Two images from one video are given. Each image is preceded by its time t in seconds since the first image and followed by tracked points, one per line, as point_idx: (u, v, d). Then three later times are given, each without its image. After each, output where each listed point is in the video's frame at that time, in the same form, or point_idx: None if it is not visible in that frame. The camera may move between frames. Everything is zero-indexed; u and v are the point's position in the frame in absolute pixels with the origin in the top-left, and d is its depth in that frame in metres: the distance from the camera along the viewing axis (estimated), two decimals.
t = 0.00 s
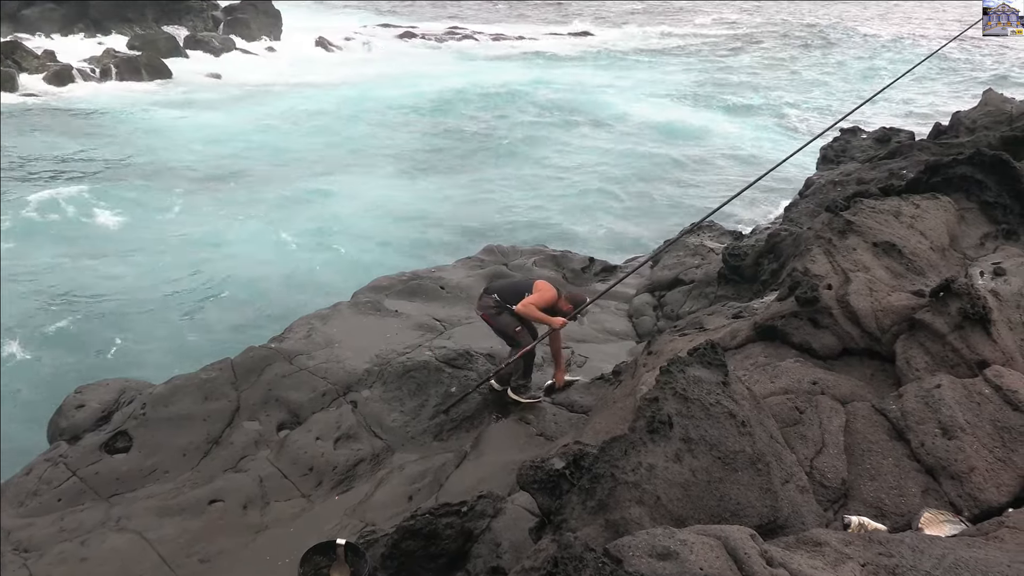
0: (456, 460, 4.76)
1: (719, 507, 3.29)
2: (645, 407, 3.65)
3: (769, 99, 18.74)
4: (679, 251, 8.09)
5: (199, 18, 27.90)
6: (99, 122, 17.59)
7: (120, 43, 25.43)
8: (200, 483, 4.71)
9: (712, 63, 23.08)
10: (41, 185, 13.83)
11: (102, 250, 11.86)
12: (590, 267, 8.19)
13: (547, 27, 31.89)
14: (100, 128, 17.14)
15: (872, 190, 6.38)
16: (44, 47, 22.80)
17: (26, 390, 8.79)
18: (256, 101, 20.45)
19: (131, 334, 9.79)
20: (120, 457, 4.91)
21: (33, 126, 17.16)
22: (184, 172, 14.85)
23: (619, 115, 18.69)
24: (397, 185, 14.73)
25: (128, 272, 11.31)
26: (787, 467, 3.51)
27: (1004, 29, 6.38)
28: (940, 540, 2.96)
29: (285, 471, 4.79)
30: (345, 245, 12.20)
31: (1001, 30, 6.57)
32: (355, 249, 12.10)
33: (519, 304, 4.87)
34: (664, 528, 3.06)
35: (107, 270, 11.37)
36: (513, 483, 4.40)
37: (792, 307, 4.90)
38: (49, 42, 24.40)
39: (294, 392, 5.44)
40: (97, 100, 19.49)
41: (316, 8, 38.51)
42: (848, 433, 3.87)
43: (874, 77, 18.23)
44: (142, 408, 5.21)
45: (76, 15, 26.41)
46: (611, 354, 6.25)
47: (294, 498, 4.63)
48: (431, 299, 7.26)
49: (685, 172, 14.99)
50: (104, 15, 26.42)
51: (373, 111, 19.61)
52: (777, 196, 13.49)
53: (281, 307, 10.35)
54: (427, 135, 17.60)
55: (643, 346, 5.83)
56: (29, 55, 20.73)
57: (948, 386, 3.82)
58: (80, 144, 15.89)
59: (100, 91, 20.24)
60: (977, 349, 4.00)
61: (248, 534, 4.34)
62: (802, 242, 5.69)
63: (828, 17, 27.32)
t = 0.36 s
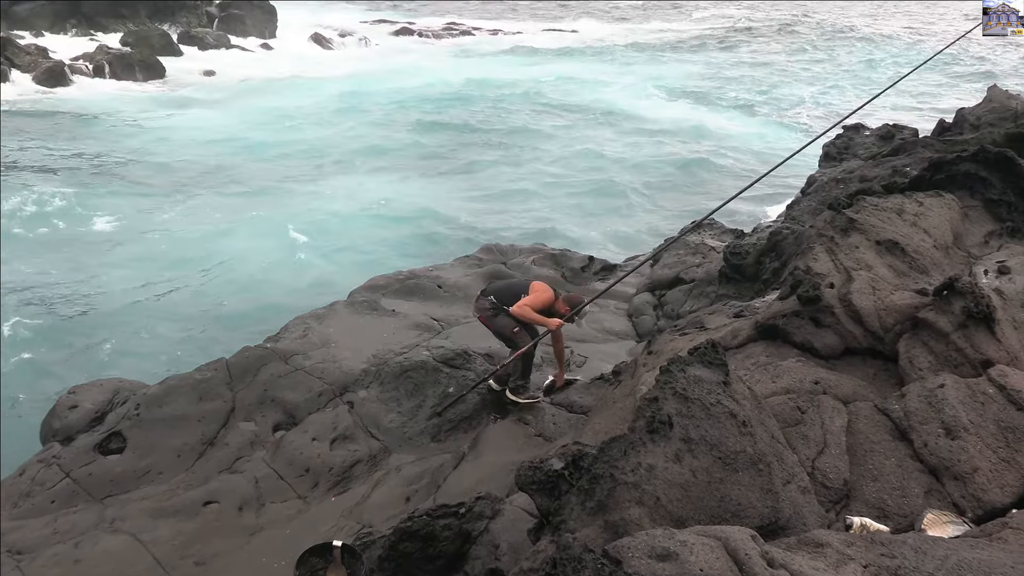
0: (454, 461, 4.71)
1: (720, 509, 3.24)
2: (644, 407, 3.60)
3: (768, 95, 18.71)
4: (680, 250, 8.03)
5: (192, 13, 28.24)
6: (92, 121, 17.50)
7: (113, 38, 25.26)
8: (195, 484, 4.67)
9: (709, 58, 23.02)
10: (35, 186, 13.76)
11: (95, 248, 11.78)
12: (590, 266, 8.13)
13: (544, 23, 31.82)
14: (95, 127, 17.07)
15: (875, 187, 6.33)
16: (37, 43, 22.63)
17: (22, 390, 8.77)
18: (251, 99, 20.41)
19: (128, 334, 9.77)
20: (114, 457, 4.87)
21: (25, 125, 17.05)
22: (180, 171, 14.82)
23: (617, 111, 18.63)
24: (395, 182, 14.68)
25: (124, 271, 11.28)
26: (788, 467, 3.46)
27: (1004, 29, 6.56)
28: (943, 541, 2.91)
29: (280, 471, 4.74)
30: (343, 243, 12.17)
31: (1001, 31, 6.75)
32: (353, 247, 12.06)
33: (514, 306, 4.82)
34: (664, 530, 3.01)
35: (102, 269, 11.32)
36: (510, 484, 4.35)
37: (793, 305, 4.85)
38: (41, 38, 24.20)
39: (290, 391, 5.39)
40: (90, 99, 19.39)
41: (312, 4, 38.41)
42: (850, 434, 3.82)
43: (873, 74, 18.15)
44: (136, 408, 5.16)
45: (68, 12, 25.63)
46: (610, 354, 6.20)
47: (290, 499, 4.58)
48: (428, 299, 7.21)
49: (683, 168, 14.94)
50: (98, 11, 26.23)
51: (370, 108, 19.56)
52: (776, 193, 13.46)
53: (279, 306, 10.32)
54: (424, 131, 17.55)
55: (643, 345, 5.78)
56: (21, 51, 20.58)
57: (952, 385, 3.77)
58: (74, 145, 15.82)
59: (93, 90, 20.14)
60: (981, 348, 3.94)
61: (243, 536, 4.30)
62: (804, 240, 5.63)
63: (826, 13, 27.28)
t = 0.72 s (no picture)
0: (452, 463, 4.66)
1: (722, 510, 3.19)
2: (645, 407, 3.55)
3: (767, 90, 18.61)
4: (681, 249, 7.97)
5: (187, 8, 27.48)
6: (87, 120, 17.47)
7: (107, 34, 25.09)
8: (191, 485, 4.62)
9: (708, 53, 22.93)
10: (29, 185, 13.72)
11: (90, 246, 11.73)
12: (590, 265, 8.07)
13: (541, 18, 31.69)
14: (90, 126, 17.02)
15: (879, 184, 6.26)
16: (30, 39, 22.51)
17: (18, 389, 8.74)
18: (248, 96, 20.34)
19: (125, 334, 9.74)
20: (108, 458, 4.82)
21: (20, 123, 17.00)
22: (177, 169, 14.77)
23: (616, 107, 18.56)
24: (394, 180, 14.62)
25: (120, 269, 11.24)
26: (791, 468, 3.40)
27: (1004, 29, 6.49)
28: (947, 542, 2.86)
29: (277, 473, 4.69)
30: (342, 242, 12.13)
31: (1001, 31, 6.68)
32: (352, 245, 12.01)
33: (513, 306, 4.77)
34: (665, 531, 2.95)
35: (99, 268, 11.27)
36: (509, 485, 4.30)
37: (796, 304, 4.80)
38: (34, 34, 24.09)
39: (286, 392, 5.34)
40: (85, 97, 19.35)
41: None
42: (854, 434, 3.76)
43: (873, 70, 18.09)
44: (130, 409, 5.11)
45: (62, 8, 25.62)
46: (611, 353, 6.14)
47: (287, 500, 4.53)
48: (426, 298, 7.15)
49: (683, 164, 14.83)
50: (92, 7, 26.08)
51: (367, 105, 19.49)
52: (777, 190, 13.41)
53: (277, 306, 10.29)
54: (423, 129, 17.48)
55: (644, 345, 5.73)
56: (14, 47, 20.46)
57: (957, 385, 3.71)
58: (69, 144, 15.79)
59: (88, 88, 20.10)
60: (985, 348, 3.89)
61: (240, 538, 4.25)
62: (807, 238, 5.58)
63: (825, 8, 27.17)
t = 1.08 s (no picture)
0: (453, 461, 4.62)
1: (725, 508, 3.14)
2: (648, 405, 3.50)
3: (767, 84, 18.53)
4: (684, 245, 7.90)
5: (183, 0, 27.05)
6: (83, 114, 17.41)
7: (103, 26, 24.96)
8: (188, 483, 4.58)
9: (708, 47, 22.84)
10: (26, 182, 13.68)
11: (87, 243, 11.69)
12: (591, 261, 8.03)
13: (541, 11, 31.58)
14: (88, 121, 16.98)
15: (885, 180, 6.20)
16: (26, 32, 22.41)
17: (15, 386, 8.70)
18: (245, 90, 20.28)
19: (123, 331, 9.69)
20: (105, 456, 4.77)
21: (17, 118, 16.95)
22: (175, 165, 14.73)
23: (616, 101, 18.49)
24: (394, 176, 14.58)
25: (119, 266, 11.20)
26: (795, 466, 3.35)
27: (1004, 29, 6.43)
28: (954, 542, 2.80)
29: (275, 471, 4.65)
30: (341, 238, 12.09)
31: (1001, 31, 6.63)
32: (351, 241, 11.98)
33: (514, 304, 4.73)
34: (668, 530, 2.90)
35: (96, 263, 11.22)
36: (510, 483, 4.25)
37: (801, 301, 4.75)
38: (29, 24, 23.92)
39: (285, 389, 5.29)
40: (82, 92, 19.29)
41: None
42: (859, 433, 3.71)
43: (874, 66, 18.02)
44: (127, 406, 5.06)
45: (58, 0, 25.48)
46: (613, 351, 6.09)
47: (285, 499, 4.49)
48: (426, 294, 7.11)
49: (683, 160, 14.75)
50: None
51: (366, 99, 19.43)
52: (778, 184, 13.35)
53: (276, 302, 10.25)
54: (422, 124, 17.43)
55: (647, 341, 5.68)
56: (9, 40, 20.36)
57: (963, 383, 3.66)
58: (65, 140, 15.75)
59: (85, 83, 20.05)
60: (993, 345, 3.83)
61: (237, 536, 4.21)
62: (812, 234, 5.52)
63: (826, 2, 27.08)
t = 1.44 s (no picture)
0: (452, 462, 4.56)
1: (729, 509, 3.09)
2: (651, 404, 3.44)
3: (767, 79, 18.46)
4: (687, 242, 7.84)
5: None
6: (77, 110, 17.29)
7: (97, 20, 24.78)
8: (183, 485, 4.52)
9: (708, 41, 22.76)
10: (20, 180, 13.59)
11: (83, 241, 11.62)
12: (593, 259, 7.98)
13: (539, 6, 31.45)
14: (82, 117, 16.87)
15: (889, 176, 6.16)
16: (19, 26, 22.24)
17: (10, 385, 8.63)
18: (242, 86, 20.18)
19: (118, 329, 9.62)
20: (99, 457, 4.71)
21: (10, 114, 16.84)
22: (170, 161, 14.64)
23: (615, 97, 18.42)
24: (392, 173, 14.50)
25: (114, 264, 11.12)
26: (799, 467, 3.30)
27: (1004, 29, 6.42)
28: (960, 543, 2.75)
29: (272, 472, 4.59)
30: (339, 236, 12.02)
31: (1001, 30, 6.62)
32: (349, 238, 11.92)
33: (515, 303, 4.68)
34: (671, 532, 2.85)
35: (92, 261, 11.14)
36: (511, 484, 4.20)
37: (805, 299, 4.70)
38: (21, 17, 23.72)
39: (282, 389, 5.23)
40: (76, 88, 19.19)
41: None
42: (863, 432, 3.66)
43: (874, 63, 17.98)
44: (122, 406, 4.99)
45: None
46: (615, 350, 6.04)
47: (282, 500, 4.43)
48: (425, 292, 7.04)
49: (683, 156, 14.72)
50: None
51: (364, 95, 19.34)
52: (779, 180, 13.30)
53: (273, 300, 10.19)
54: (421, 120, 17.35)
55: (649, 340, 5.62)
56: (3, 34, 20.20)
57: (969, 382, 3.60)
58: (59, 136, 15.64)
59: (79, 78, 19.94)
60: (999, 343, 3.77)
61: (233, 538, 4.15)
62: (816, 232, 5.48)
63: None
